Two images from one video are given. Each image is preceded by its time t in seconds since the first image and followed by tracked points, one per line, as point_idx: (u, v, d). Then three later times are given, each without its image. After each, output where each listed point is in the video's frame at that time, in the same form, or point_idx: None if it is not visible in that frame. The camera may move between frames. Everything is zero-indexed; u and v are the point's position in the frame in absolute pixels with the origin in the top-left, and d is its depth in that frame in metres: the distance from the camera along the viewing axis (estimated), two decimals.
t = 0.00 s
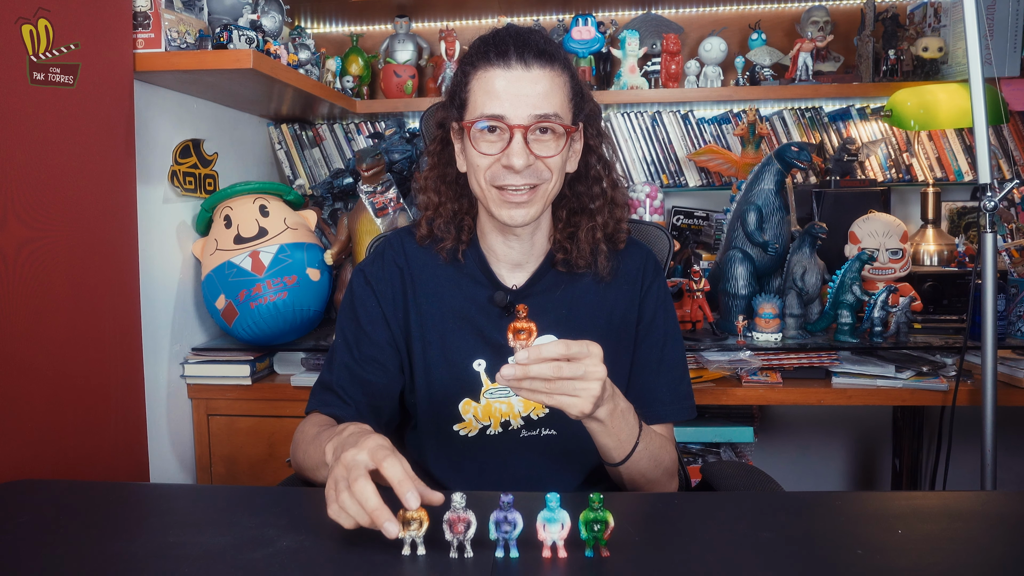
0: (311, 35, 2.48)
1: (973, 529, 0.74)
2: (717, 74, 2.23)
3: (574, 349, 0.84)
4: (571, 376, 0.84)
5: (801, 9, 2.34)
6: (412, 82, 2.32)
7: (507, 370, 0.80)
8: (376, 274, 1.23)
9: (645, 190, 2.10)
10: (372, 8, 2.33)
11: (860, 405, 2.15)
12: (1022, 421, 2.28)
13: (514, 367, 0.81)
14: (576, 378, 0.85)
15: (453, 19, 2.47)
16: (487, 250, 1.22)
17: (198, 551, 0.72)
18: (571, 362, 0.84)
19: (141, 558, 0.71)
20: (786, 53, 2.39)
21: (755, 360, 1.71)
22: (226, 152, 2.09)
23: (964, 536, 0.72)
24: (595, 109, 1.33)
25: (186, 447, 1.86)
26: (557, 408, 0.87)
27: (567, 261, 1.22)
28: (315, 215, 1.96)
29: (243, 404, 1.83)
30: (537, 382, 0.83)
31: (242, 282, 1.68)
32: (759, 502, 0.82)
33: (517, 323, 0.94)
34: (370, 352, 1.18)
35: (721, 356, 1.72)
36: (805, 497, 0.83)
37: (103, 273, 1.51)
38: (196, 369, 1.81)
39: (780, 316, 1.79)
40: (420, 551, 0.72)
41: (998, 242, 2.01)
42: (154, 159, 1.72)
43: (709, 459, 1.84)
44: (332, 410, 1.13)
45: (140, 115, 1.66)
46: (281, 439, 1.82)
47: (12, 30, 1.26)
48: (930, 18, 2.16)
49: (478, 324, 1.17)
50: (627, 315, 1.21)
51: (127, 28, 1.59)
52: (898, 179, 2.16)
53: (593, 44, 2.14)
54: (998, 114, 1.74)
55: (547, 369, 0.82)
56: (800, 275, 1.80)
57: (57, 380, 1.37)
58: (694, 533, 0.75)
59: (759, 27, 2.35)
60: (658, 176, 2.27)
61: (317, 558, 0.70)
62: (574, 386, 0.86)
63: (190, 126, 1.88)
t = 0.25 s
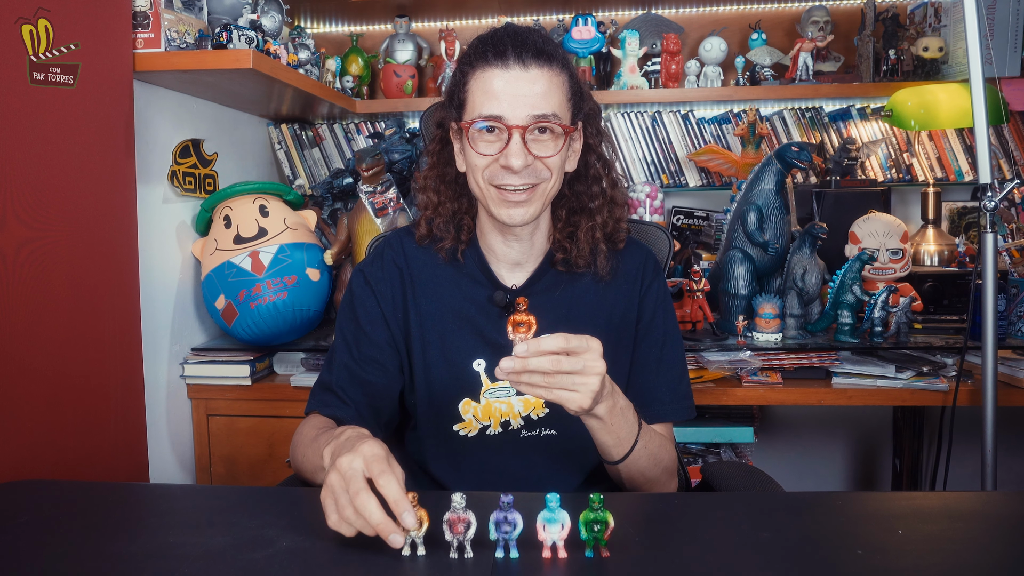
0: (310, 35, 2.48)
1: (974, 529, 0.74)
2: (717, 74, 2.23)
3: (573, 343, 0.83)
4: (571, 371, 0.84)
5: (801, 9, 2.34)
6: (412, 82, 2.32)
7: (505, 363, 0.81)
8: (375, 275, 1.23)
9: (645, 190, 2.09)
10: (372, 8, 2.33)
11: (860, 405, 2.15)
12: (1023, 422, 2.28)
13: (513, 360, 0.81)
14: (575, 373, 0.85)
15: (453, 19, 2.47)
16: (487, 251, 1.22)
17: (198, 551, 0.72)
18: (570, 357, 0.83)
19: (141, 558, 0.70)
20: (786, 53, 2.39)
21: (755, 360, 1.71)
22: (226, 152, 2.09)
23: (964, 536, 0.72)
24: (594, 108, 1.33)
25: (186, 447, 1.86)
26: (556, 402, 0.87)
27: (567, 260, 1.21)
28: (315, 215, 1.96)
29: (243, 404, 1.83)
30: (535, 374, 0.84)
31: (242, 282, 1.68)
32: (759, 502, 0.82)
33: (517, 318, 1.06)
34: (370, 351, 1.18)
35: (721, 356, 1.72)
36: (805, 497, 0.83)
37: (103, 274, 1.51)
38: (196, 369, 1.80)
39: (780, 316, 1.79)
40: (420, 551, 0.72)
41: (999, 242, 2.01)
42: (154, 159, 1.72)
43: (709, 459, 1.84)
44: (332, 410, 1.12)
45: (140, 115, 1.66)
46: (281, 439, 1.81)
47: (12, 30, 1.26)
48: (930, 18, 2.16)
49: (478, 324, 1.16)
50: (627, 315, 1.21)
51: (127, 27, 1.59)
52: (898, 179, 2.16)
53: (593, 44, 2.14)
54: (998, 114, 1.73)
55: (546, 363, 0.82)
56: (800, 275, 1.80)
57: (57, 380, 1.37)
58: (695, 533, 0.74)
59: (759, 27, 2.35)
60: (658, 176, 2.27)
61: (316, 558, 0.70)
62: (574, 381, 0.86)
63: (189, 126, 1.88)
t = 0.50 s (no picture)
0: (310, 35, 2.48)
1: (975, 530, 0.73)
2: (717, 74, 2.23)
3: (558, 362, 0.84)
4: (563, 391, 0.84)
5: (802, 8, 2.34)
6: (412, 82, 2.32)
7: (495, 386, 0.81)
8: (375, 275, 1.23)
9: (645, 190, 2.09)
10: (372, 7, 2.33)
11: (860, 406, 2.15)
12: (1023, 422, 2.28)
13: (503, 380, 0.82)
14: (567, 394, 0.85)
15: (453, 19, 2.46)
16: (486, 251, 1.22)
17: (198, 551, 0.72)
18: (562, 376, 0.84)
19: (141, 558, 0.70)
20: (786, 53, 2.38)
21: (755, 360, 1.71)
22: (226, 152, 2.09)
23: (965, 536, 0.72)
24: (593, 107, 1.32)
25: (186, 447, 1.86)
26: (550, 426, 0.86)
27: (567, 260, 1.21)
28: (315, 215, 1.96)
29: (243, 404, 1.83)
30: (528, 398, 0.83)
31: (241, 282, 1.68)
32: (760, 502, 0.82)
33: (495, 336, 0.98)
34: (369, 352, 1.18)
35: (721, 357, 1.72)
36: (805, 497, 0.83)
37: (103, 274, 1.51)
38: (196, 369, 1.80)
39: (780, 316, 1.78)
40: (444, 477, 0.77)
41: (999, 242, 2.01)
42: (154, 159, 1.72)
43: (709, 459, 1.84)
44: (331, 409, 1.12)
45: (140, 115, 1.66)
46: (281, 439, 1.81)
47: (12, 30, 1.26)
48: (931, 18, 2.16)
49: (477, 324, 1.16)
50: (626, 315, 1.21)
51: (127, 27, 1.59)
52: (898, 179, 2.16)
53: (593, 43, 2.14)
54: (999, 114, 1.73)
55: (538, 383, 0.83)
56: (800, 275, 1.80)
57: (57, 381, 1.37)
58: (695, 533, 0.74)
59: (759, 27, 2.35)
60: (658, 176, 2.27)
61: (317, 558, 0.70)
62: (565, 403, 0.85)
63: (189, 126, 1.88)
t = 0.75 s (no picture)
0: (310, 34, 2.48)
1: (975, 530, 0.73)
2: (717, 74, 2.23)
3: (507, 382, 0.87)
4: (522, 416, 0.88)
5: (802, 8, 2.34)
6: (412, 82, 2.31)
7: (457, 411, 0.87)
8: (374, 275, 1.23)
9: (645, 190, 2.09)
10: (372, 7, 2.33)
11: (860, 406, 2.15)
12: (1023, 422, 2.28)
13: (464, 407, 0.88)
14: (529, 417, 0.88)
15: (453, 19, 2.46)
16: (486, 250, 1.22)
17: (198, 551, 0.71)
18: (518, 402, 0.87)
19: (141, 559, 0.70)
20: (786, 53, 2.38)
21: (755, 360, 1.70)
22: (225, 152, 2.09)
23: (965, 537, 0.72)
24: (593, 106, 1.31)
25: (186, 448, 1.86)
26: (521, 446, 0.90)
27: (567, 259, 1.22)
28: (315, 215, 1.95)
29: (243, 404, 1.82)
30: (489, 424, 0.88)
31: (241, 282, 1.67)
32: (760, 502, 0.81)
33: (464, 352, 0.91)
34: (368, 351, 1.18)
35: (721, 357, 1.71)
36: (805, 498, 0.82)
37: (102, 274, 1.51)
38: (195, 369, 1.80)
39: (780, 316, 1.78)
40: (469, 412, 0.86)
41: (1000, 242, 2.01)
42: (153, 159, 1.71)
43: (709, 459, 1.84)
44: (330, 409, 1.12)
45: (139, 115, 1.66)
46: (280, 439, 1.81)
47: (12, 30, 1.26)
48: (931, 18, 2.15)
49: (477, 323, 1.16)
50: (627, 315, 1.21)
51: (126, 27, 1.59)
52: (899, 179, 2.15)
53: (593, 43, 2.14)
54: (999, 114, 1.73)
55: (495, 411, 0.87)
56: (800, 275, 1.80)
57: (57, 381, 1.37)
58: (696, 534, 0.74)
59: (759, 27, 2.35)
60: (658, 176, 2.27)
61: (316, 559, 0.70)
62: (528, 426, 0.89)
63: (189, 126, 1.88)
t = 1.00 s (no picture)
0: (310, 34, 2.48)
1: (975, 530, 0.73)
2: (718, 74, 2.23)
3: (516, 376, 0.88)
4: (528, 406, 0.88)
5: (802, 8, 2.34)
6: (412, 82, 2.31)
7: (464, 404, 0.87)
8: (373, 275, 1.23)
9: (645, 190, 2.09)
10: (372, 7, 2.33)
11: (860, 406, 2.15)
12: None
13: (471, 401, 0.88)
14: (535, 408, 0.88)
15: (453, 19, 2.46)
16: (485, 249, 1.22)
17: (197, 551, 0.71)
18: (526, 393, 0.87)
19: (141, 559, 0.70)
20: (786, 53, 2.38)
21: (756, 361, 1.70)
22: (225, 152, 2.09)
23: (966, 537, 0.72)
24: (592, 105, 1.31)
25: (185, 448, 1.86)
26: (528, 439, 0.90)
27: (567, 257, 1.22)
28: (315, 215, 1.95)
29: (242, 404, 1.82)
30: (495, 415, 0.88)
31: (241, 282, 1.67)
32: (760, 502, 0.81)
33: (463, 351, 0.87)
34: (367, 351, 1.18)
35: (721, 357, 1.71)
36: (805, 498, 0.82)
37: (102, 274, 1.51)
38: (195, 369, 1.80)
39: (780, 316, 1.78)
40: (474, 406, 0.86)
41: (1000, 241, 2.01)
42: (153, 159, 1.71)
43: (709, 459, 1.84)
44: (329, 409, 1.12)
45: (139, 115, 1.66)
46: (280, 439, 1.81)
47: (12, 30, 1.26)
48: (932, 18, 2.15)
49: (477, 323, 1.16)
50: (627, 314, 1.20)
51: (126, 27, 1.58)
52: (899, 180, 2.15)
53: (593, 43, 2.14)
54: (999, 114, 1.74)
55: (501, 402, 0.87)
56: (800, 275, 1.80)
57: (56, 381, 1.37)
58: (696, 534, 0.74)
59: (760, 27, 2.35)
60: (658, 176, 2.27)
61: (316, 559, 0.70)
62: (535, 416, 0.89)
63: (189, 126, 1.88)
